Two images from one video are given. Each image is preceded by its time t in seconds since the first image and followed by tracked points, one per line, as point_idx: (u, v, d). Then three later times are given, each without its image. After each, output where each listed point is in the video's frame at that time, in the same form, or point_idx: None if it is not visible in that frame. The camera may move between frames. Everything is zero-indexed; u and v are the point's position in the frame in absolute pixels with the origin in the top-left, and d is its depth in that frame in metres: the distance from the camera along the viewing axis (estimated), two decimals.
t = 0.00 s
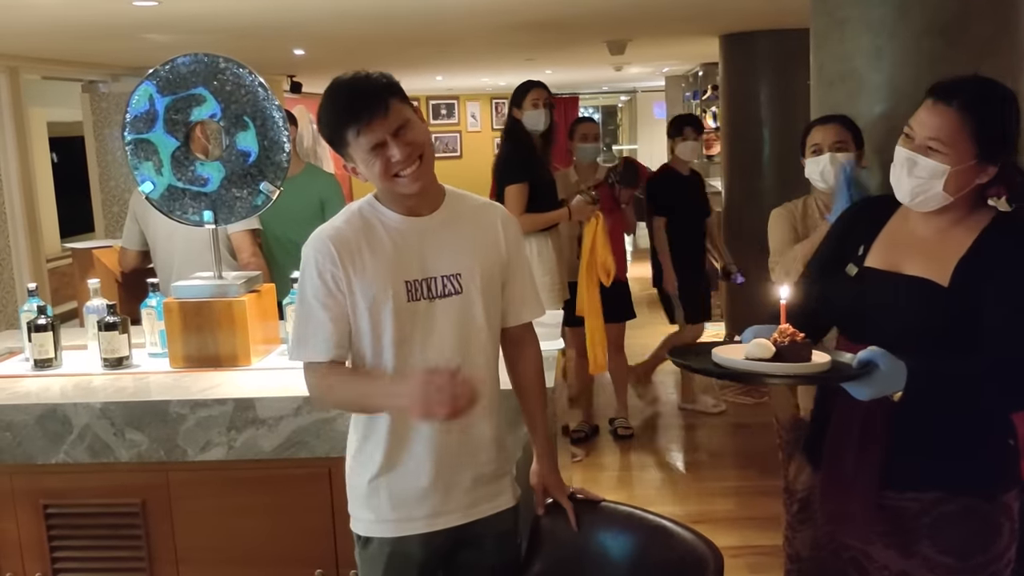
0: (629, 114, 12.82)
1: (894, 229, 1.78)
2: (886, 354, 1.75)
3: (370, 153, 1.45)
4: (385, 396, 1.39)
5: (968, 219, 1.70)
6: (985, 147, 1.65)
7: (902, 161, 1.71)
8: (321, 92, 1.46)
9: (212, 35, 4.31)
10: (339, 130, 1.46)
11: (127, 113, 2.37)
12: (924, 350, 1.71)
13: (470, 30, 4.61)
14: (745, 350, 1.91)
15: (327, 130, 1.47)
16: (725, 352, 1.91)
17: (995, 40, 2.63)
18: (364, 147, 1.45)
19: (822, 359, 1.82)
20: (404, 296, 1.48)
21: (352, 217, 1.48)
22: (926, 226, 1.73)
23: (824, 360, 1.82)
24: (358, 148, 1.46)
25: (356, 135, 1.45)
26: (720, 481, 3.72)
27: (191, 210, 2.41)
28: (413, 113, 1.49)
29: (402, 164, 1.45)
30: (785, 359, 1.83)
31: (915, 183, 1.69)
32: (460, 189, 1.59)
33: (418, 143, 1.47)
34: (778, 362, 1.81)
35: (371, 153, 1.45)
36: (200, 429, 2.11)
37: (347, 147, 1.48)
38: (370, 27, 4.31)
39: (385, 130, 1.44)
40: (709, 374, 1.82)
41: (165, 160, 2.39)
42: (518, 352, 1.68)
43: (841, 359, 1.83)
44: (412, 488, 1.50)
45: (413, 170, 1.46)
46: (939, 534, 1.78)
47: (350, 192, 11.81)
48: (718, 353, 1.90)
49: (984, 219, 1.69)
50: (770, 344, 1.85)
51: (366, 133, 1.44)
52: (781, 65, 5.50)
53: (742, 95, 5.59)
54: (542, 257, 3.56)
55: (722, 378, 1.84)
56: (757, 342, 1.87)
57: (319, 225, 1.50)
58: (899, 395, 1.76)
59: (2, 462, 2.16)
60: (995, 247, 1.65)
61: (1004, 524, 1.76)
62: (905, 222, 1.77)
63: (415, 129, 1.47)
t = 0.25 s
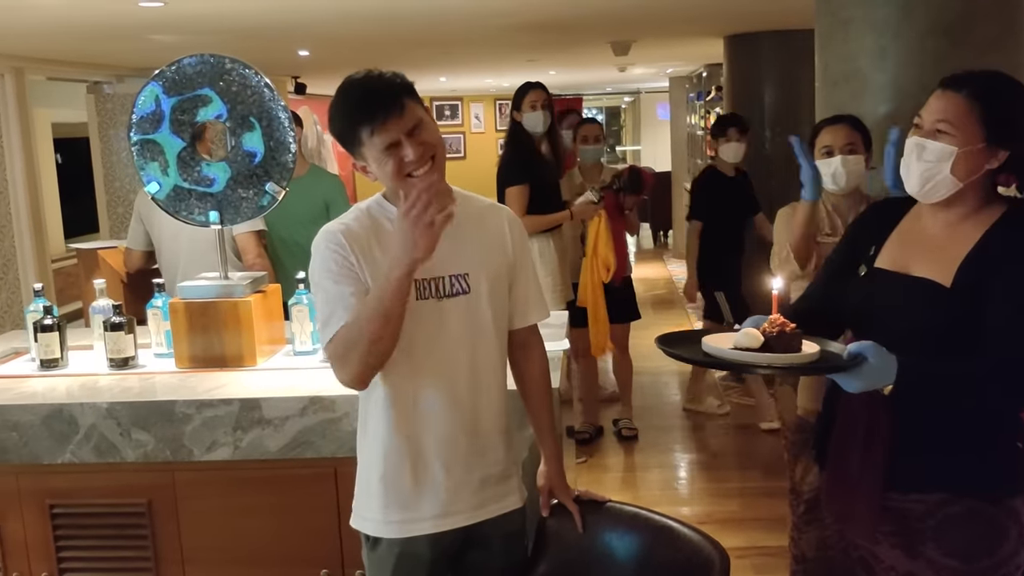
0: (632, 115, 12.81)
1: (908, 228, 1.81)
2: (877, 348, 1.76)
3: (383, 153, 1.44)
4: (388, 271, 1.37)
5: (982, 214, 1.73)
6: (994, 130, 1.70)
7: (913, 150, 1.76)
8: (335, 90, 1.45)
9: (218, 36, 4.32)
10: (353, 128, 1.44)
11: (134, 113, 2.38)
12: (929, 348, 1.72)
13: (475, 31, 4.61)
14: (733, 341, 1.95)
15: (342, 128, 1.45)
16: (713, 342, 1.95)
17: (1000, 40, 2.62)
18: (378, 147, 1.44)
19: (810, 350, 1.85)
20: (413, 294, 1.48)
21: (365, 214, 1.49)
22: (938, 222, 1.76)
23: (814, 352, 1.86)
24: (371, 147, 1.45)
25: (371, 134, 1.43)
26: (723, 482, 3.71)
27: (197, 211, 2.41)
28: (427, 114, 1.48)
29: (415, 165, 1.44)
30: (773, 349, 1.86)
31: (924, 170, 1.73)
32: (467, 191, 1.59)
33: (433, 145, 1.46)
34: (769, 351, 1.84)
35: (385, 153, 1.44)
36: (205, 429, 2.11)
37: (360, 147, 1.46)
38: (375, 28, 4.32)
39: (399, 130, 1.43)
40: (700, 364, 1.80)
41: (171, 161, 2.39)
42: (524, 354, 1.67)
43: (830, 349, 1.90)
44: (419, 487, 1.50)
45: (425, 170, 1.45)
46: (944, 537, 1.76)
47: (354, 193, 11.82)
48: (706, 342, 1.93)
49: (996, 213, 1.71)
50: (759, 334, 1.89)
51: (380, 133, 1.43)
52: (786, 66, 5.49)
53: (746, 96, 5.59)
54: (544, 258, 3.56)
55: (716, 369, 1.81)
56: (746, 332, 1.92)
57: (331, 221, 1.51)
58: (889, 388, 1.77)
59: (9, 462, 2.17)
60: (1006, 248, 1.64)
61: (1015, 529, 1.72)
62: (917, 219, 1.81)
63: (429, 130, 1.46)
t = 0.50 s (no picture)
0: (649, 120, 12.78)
1: (922, 243, 1.88)
2: (874, 348, 1.93)
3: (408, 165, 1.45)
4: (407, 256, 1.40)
5: (990, 218, 1.79)
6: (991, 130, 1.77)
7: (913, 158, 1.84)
8: (360, 103, 1.46)
9: (238, 42, 4.35)
10: (380, 140, 1.46)
11: (156, 121, 2.41)
12: (943, 358, 1.82)
13: (493, 38, 4.63)
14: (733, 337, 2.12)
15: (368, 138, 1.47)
16: (715, 340, 2.11)
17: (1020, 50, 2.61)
18: (404, 159, 1.45)
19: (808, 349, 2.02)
20: (433, 300, 1.49)
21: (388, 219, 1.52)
22: (948, 231, 1.83)
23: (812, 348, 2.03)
24: (397, 158, 1.46)
25: (397, 146, 1.45)
26: (739, 489, 3.71)
27: (217, 218, 2.44)
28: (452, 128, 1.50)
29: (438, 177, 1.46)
30: (771, 348, 2.02)
31: (927, 174, 1.80)
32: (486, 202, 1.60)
33: (457, 159, 1.47)
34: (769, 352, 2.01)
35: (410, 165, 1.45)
36: (225, 434, 2.14)
37: (385, 158, 1.48)
38: (393, 35, 4.33)
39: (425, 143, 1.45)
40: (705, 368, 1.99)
41: (192, 168, 2.42)
42: (540, 364, 1.68)
43: (830, 346, 2.04)
44: (441, 493, 1.51)
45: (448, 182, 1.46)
46: (959, 550, 1.90)
47: (370, 197, 11.84)
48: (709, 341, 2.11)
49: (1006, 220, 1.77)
50: (758, 333, 2.05)
51: (408, 145, 1.45)
52: (803, 73, 5.48)
53: (763, 102, 5.58)
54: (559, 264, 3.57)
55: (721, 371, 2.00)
56: (746, 330, 2.08)
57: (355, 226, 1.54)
58: (888, 390, 1.93)
59: (32, 465, 2.19)
60: (1012, 248, 1.73)
61: None
62: (931, 233, 1.87)
63: (453, 143, 1.48)
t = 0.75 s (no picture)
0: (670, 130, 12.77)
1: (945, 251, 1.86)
2: (886, 356, 1.84)
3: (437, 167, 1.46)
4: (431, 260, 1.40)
5: (1011, 221, 1.78)
6: (993, 135, 1.81)
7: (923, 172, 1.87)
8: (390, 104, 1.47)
9: (265, 51, 4.40)
10: (410, 142, 1.47)
11: (184, 127, 2.43)
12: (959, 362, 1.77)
13: (517, 47, 4.65)
14: (748, 346, 2.16)
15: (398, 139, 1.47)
16: (729, 350, 2.15)
17: None
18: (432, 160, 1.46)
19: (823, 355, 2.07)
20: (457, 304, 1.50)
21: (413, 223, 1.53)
22: (969, 238, 1.82)
23: (826, 356, 2.07)
24: (426, 160, 1.47)
25: (427, 146, 1.46)
26: (762, 499, 3.68)
27: (245, 223, 2.46)
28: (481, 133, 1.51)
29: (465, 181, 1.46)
30: (786, 356, 2.07)
31: (942, 181, 1.81)
32: (511, 208, 1.61)
33: (484, 164, 1.48)
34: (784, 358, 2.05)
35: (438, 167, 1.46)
36: (251, 437, 2.15)
37: (414, 158, 1.49)
38: (418, 43, 4.36)
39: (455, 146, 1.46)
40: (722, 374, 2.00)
41: (220, 174, 2.44)
42: (563, 369, 1.69)
43: (845, 353, 2.07)
44: (463, 496, 1.51)
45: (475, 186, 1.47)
46: (986, 558, 1.82)
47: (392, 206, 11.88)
48: (723, 351, 2.14)
49: None
50: (772, 342, 2.10)
51: (437, 147, 1.45)
52: (827, 82, 5.47)
53: (787, 111, 5.56)
54: (581, 273, 3.57)
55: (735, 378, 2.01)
56: (761, 339, 2.13)
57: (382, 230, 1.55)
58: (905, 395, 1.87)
59: (60, 467, 2.22)
60: None
61: None
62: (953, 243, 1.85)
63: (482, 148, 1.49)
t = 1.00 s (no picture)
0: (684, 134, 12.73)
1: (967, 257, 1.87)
2: (897, 365, 1.97)
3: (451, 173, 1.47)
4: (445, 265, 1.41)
5: None
6: None
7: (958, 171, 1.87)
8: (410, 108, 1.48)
9: (280, 57, 4.42)
10: (425, 146, 1.48)
11: (201, 134, 2.45)
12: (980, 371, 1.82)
13: (531, 53, 4.65)
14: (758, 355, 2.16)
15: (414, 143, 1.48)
16: (739, 358, 2.16)
17: None
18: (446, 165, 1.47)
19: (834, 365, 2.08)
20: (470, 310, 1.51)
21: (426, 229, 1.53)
22: (993, 242, 1.83)
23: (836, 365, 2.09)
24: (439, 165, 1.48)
25: (442, 151, 1.47)
26: (776, 505, 3.67)
27: (261, 230, 2.47)
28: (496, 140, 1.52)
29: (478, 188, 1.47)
30: (796, 365, 2.08)
31: (967, 189, 1.83)
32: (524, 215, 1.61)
33: (499, 172, 1.49)
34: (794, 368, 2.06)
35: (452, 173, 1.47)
36: (267, 443, 2.16)
37: (429, 163, 1.49)
38: (432, 49, 4.37)
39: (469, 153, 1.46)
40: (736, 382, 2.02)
41: (237, 181, 2.46)
42: (578, 376, 1.68)
43: (854, 360, 2.11)
44: (476, 501, 1.51)
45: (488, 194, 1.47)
46: (998, 566, 1.89)
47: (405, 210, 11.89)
48: (734, 359, 2.15)
49: None
50: (783, 350, 2.10)
51: (452, 152, 1.46)
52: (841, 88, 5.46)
53: (801, 117, 5.55)
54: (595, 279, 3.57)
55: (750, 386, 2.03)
56: (772, 347, 2.13)
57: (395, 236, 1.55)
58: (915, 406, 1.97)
59: (78, 472, 2.24)
60: None
61: None
62: (975, 248, 1.86)
63: (496, 155, 1.50)
